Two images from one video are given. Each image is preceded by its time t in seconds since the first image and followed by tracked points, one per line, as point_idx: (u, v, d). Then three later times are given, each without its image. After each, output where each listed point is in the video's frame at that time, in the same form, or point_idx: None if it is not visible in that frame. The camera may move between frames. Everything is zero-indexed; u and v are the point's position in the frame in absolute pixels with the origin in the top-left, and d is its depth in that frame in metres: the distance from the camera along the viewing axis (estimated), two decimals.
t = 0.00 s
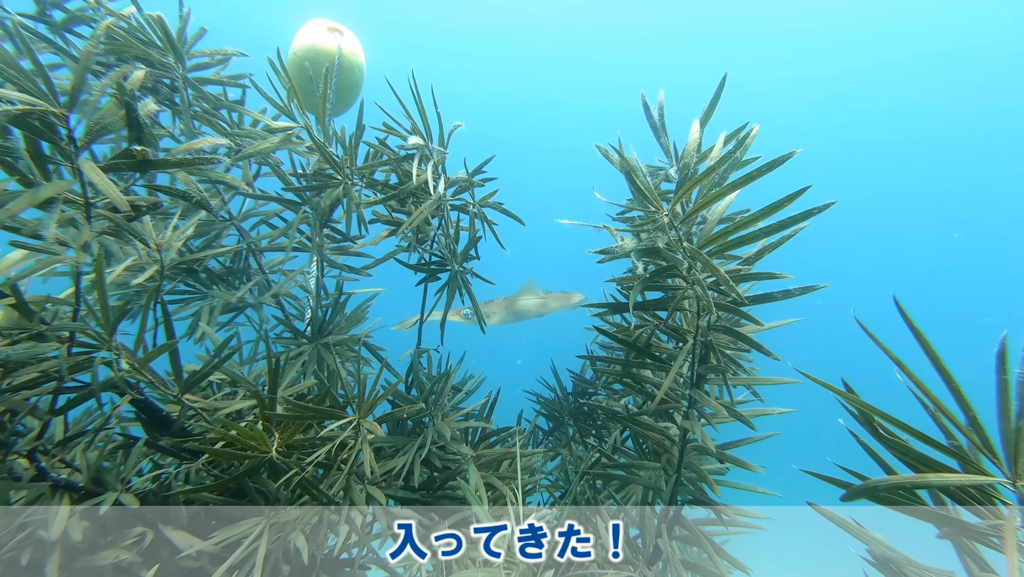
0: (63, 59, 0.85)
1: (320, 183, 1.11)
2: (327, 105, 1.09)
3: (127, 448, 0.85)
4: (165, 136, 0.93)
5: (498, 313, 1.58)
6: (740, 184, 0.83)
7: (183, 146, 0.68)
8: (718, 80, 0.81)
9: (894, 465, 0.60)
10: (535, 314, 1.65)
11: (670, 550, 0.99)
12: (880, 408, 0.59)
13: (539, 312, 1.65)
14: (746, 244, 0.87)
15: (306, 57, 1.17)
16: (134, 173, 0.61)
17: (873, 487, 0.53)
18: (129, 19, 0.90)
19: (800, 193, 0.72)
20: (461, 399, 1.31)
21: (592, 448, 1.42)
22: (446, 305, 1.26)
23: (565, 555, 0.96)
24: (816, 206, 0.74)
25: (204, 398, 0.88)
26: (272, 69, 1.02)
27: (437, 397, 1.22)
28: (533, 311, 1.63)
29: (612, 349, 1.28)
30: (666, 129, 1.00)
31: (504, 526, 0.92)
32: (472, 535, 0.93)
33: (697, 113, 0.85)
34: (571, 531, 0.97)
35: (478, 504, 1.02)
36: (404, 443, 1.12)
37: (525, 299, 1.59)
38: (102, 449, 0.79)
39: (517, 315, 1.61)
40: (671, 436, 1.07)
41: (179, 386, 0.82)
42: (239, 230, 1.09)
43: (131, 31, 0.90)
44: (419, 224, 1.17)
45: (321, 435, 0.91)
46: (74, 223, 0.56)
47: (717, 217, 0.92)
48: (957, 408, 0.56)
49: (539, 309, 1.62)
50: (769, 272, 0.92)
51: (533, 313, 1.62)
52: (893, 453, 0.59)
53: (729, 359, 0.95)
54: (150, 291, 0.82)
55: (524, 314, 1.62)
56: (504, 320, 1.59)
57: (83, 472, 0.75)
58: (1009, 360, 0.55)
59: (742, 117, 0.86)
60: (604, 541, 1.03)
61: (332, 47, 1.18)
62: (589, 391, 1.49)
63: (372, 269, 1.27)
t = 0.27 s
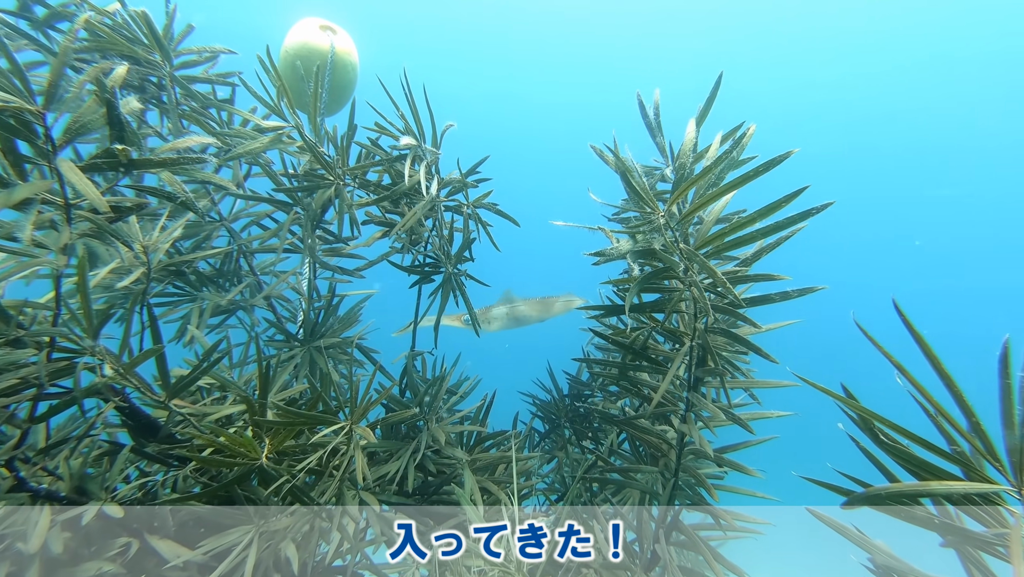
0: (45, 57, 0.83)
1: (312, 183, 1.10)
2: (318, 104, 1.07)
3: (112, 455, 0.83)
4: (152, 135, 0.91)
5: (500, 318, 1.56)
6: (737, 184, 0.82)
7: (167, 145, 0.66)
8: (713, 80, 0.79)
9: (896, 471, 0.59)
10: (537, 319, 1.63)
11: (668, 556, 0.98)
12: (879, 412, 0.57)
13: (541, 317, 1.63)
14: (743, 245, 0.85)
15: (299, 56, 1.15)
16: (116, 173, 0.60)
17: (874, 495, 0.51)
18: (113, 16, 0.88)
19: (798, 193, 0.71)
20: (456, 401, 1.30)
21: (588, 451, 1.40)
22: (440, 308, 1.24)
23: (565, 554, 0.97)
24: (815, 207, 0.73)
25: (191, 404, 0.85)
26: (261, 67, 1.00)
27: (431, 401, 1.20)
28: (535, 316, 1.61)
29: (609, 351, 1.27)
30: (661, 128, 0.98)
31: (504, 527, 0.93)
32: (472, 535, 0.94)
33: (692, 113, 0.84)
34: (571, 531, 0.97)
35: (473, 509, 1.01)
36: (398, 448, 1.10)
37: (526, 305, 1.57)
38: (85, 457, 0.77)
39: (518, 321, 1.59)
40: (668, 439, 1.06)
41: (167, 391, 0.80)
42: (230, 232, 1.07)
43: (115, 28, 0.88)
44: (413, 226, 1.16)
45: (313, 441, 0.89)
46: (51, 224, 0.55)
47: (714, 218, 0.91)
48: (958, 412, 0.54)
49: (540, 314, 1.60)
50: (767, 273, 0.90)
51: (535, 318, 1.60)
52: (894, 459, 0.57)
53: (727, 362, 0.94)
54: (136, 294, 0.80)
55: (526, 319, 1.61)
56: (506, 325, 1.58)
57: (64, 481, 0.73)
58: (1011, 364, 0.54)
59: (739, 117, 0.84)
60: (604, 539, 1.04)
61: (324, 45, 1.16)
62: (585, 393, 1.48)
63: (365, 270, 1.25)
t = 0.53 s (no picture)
0: (27, 56, 0.81)
1: (302, 185, 1.08)
2: (310, 105, 1.05)
3: (94, 464, 0.80)
4: (139, 136, 0.89)
5: (501, 325, 1.58)
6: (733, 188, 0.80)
7: (151, 147, 0.64)
8: (709, 82, 0.78)
9: (894, 483, 0.58)
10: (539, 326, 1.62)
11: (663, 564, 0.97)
12: (876, 422, 0.56)
13: (542, 323, 1.63)
14: (738, 249, 0.84)
15: (290, 56, 1.13)
16: (97, 176, 0.58)
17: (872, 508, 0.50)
18: (99, 14, 0.87)
19: (794, 198, 0.70)
20: (449, 406, 1.28)
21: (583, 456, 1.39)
22: (433, 312, 1.23)
23: (565, 555, 0.98)
24: (811, 211, 0.72)
25: (178, 411, 0.83)
26: (251, 67, 0.98)
27: (424, 406, 1.19)
28: (536, 322, 1.61)
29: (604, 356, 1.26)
30: (656, 131, 0.98)
31: (505, 526, 0.91)
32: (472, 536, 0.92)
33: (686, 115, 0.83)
34: (570, 531, 0.99)
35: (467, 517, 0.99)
36: (390, 454, 1.08)
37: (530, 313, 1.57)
38: (66, 466, 0.75)
39: (520, 327, 1.60)
40: (664, 446, 1.04)
41: (151, 399, 0.77)
42: (220, 234, 1.06)
43: (100, 27, 0.86)
44: (406, 229, 1.14)
45: (301, 449, 0.87)
46: (28, 226, 0.53)
47: (709, 222, 0.90)
48: (957, 423, 0.53)
49: (542, 320, 1.59)
50: (762, 278, 0.89)
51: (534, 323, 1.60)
52: (892, 470, 0.56)
53: (723, 367, 0.93)
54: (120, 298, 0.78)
55: (528, 325, 1.61)
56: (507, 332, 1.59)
57: (43, 492, 0.70)
58: (1011, 373, 0.53)
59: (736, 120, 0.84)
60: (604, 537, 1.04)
61: (317, 46, 1.15)
62: (580, 398, 1.47)
63: (357, 274, 1.23)
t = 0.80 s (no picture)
0: (14, 55, 0.80)
1: (297, 190, 1.08)
2: (303, 108, 1.03)
3: (78, 473, 0.79)
4: (129, 138, 0.88)
5: (502, 331, 1.58)
6: (730, 194, 0.80)
7: (139, 150, 0.63)
8: (707, 87, 0.78)
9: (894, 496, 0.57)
10: (540, 333, 1.62)
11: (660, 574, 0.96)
12: (876, 434, 0.54)
13: (544, 330, 1.62)
14: (735, 256, 0.84)
15: (284, 58, 1.12)
16: (83, 180, 0.56)
17: (875, 523, 0.49)
18: (88, 14, 0.85)
19: (792, 205, 0.70)
20: (444, 413, 1.27)
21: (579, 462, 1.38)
22: (428, 318, 1.22)
23: (565, 555, 0.99)
24: (809, 219, 0.71)
25: (165, 418, 0.82)
26: (244, 69, 0.97)
27: (418, 412, 1.17)
28: (538, 329, 1.61)
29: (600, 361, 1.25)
30: (653, 136, 0.97)
31: (504, 527, 0.92)
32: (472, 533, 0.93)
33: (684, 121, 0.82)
34: (571, 531, 0.99)
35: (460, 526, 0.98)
36: (383, 462, 1.07)
37: (531, 318, 1.57)
38: (49, 475, 0.73)
39: (522, 334, 1.60)
40: (660, 454, 1.03)
41: (138, 406, 0.76)
42: (211, 237, 1.04)
43: (89, 26, 0.84)
44: (400, 233, 1.13)
45: (292, 457, 0.85)
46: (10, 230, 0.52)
47: (706, 228, 0.89)
48: (958, 435, 0.52)
49: (544, 327, 1.59)
50: (759, 285, 0.89)
51: (537, 331, 1.60)
52: (893, 484, 0.55)
53: (720, 375, 0.92)
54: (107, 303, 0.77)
55: (530, 333, 1.61)
56: (509, 338, 1.59)
57: (24, 503, 0.69)
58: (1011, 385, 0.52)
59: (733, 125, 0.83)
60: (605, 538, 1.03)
61: (311, 48, 1.14)
62: (575, 404, 1.46)
63: (350, 278, 1.22)
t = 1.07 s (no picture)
0: None
1: (285, 185, 1.06)
2: (293, 103, 1.02)
3: (58, 473, 0.77)
4: (113, 131, 0.86)
5: (503, 333, 1.58)
6: (726, 194, 0.79)
7: (121, 144, 0.61)
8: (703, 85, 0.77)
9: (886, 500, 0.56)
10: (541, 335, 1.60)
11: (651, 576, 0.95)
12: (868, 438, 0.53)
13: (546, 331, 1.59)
14: (729, 257, 0.83)
15: (274, 52, 1.10)
16: (60, 173, 0.55)
17: (867, 526, 0.48)
18: (71, 3, 0.83)
19: (787, 205, 0.69)
20: (435, 413, 1.26)
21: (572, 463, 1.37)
22: (420, 317, 1.20)
23: (565, 555, 0.97)
24: (804, 220, 0.70)
25: (148, 418, 0.80)
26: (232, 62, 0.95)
27: (409, 412, 1.16)
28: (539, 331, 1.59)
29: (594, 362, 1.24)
30: (648, 135, 0.96)
31: (505, 527, 0.92)
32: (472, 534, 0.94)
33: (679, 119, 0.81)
34: (570, 531, 0.97)
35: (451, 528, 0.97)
36: (374, 462, 1.06)
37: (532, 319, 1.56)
38: (27, 476, 0.71)
39: (522, 335, 1.59)
40: (653, 455, 1.02)
41: (120, 405, 0.74)
42: (199, 233, 1.02)
43: (72, 16, 0.82)
44: (392, 232, 1.12)
45: (279, 458, 0.84)
46: None
47: (701, 228, 0.88)
48: (952, 439, 0.52)
49: (545, 329, 1.57)
50: (753, 286, 0.88)
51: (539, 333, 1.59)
52: (886, 487, 0.54)
53: (713, 376, 0.91)
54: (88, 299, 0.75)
55: (531, 334, 1.59)
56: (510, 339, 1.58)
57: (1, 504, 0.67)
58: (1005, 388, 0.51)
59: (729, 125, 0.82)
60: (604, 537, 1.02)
61: (302, 42, 1.12)
62: (569, 404, 1.45)
63: (341, 277, 1.21)
